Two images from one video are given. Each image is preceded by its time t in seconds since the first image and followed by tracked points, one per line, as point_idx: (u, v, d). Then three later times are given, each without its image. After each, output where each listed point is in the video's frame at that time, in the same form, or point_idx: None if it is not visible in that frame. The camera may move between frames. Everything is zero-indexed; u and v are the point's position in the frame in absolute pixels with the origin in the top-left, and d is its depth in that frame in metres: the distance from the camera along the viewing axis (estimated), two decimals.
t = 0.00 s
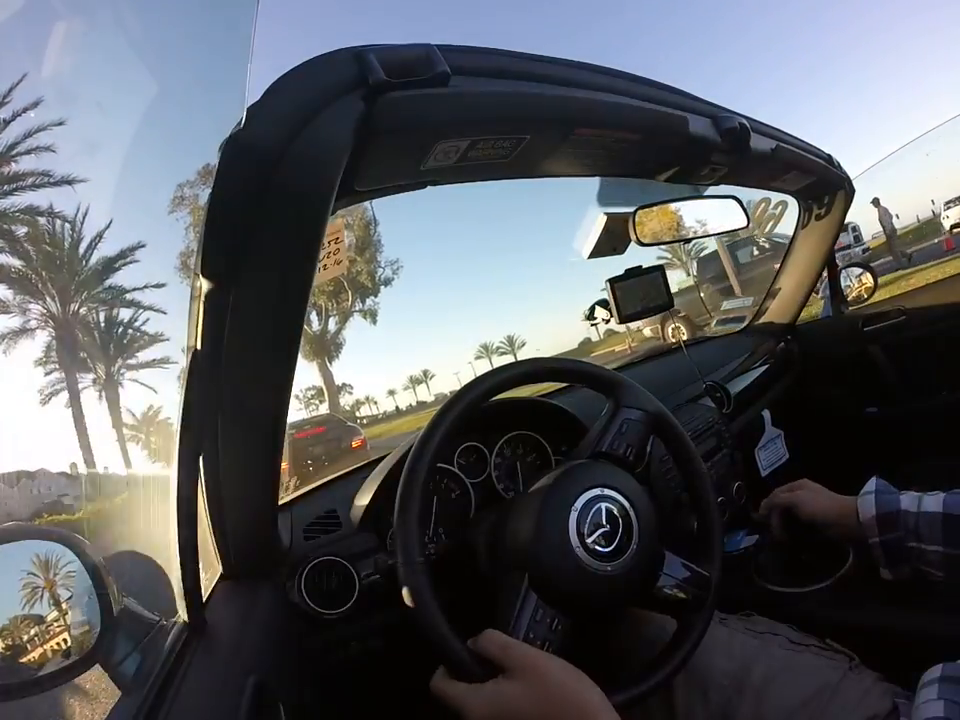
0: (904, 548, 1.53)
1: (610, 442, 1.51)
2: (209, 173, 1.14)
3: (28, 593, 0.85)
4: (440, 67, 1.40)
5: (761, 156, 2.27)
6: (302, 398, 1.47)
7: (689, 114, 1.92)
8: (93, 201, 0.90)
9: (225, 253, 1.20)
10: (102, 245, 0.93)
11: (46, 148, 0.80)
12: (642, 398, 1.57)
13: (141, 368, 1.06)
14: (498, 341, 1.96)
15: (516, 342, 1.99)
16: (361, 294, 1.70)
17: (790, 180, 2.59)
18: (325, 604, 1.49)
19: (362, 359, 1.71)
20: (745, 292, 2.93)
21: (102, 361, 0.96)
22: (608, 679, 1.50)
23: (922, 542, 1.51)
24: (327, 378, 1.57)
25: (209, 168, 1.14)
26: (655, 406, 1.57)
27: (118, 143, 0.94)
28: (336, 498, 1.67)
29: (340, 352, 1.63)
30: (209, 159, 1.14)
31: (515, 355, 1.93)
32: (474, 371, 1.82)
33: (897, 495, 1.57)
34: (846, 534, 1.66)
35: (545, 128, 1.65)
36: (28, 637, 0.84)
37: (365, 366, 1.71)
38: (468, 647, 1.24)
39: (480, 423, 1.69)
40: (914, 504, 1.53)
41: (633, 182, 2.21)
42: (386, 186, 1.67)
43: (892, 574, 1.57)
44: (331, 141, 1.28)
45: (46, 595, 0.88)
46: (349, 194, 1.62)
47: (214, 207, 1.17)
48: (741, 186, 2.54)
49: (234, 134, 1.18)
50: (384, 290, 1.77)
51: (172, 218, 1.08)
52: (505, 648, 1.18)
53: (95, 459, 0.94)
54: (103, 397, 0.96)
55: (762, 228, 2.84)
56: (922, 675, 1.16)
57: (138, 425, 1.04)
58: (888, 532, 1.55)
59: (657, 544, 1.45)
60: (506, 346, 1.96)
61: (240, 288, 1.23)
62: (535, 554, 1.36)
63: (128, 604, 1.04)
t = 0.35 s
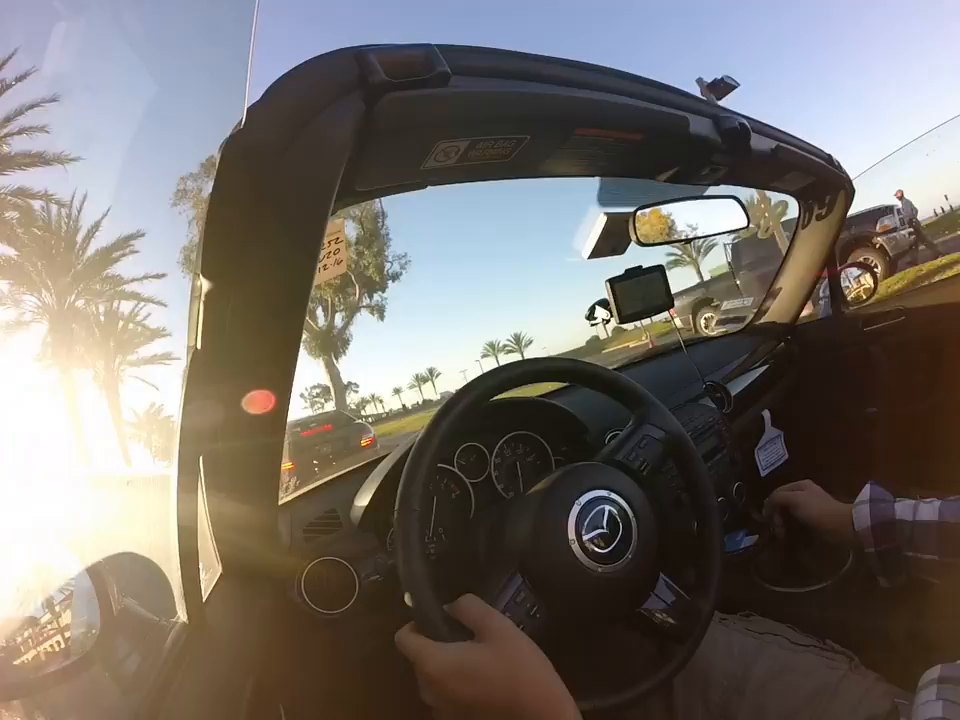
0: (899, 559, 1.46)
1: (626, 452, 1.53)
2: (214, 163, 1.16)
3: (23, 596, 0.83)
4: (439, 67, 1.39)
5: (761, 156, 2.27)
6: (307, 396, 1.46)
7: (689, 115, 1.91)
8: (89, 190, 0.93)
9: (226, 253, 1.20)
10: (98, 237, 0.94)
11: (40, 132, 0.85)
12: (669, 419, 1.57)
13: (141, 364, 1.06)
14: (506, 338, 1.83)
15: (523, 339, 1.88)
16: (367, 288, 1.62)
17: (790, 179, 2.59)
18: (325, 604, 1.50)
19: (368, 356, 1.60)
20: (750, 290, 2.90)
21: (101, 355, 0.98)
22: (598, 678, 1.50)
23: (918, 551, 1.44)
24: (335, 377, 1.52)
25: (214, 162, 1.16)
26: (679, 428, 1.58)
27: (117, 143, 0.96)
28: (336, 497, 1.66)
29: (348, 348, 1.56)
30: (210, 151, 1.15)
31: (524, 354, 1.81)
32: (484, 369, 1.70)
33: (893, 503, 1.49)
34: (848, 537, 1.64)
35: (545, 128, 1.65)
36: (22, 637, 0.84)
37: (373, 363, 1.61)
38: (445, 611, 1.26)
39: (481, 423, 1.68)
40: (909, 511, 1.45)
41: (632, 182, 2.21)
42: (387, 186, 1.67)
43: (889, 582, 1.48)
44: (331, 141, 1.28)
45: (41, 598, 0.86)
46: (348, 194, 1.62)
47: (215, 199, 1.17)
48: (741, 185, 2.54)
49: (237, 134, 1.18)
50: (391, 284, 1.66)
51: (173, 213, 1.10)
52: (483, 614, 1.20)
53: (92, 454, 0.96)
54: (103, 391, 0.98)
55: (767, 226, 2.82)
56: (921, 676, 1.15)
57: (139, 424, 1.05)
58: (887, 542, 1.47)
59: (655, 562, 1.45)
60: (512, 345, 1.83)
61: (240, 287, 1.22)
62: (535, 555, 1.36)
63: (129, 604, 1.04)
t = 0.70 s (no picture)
0: (897, 560, 1.46)
1: (646, 473, 1.54)
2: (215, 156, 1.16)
3: (22, 596, 0.84)
4: (440, 67, 1.40)
5: (761, 156, 2.27)
6: (308, 395, 1.46)
7: (689, 115, 1.91)
8: (83, 179, 0.92)
9: (226, 254, 1.20)
10: (93, 226, 0.93)
11: (30, 113, 0.86)
12: (689, 445, 1.58)
13: (140, 360, 1.04)
14: (510, 336, 1.86)
15: (526, 338, 1.90)
16: (371, 284, 1.63)
17: (790, 179, 2.59)
18: (326, 604, 1.51)
19: (370, 355, 1.60)
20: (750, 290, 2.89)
21: (97, 352, 0.96)
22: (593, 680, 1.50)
23: (918, 553, 1.43)
24: (338, 375, 1.53)
25: (214, 154, 1.15)
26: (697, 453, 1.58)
27: (114, 138, 0.96)
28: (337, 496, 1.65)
29: (351, 344, 1.57)
30: (213, 144, 1.15)
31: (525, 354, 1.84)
32: (486, 368, 1.74)
33: (893, 505, 1.50)
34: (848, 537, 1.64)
35: (545, 128, 1.65)
36: (21, 639, 0.85)
37: (373, 362, 1.60)
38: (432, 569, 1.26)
39: (482, 422, 1.68)
40: (909, 514, 1.46)
41: (632, 182, 2.21)
42: (387, 186, 1.68)
43: (889, 584, 1.48)
44: (331, 141, 1.28)
45: (40, 599, 0.87)
46: (348, 194, 1.62)
47: (218, 191, 1.17)
48: (741, 185, 2.54)
49: (235, 134, 1.18)
50: (395, 279, 1.66)
51: (174, 206, 1.08)
52: (460, 561, 1.17)
53: (83, 455, 0.94)
54: (98, 390, 0.97)
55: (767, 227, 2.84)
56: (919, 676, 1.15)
57: (136, 423, 1.04)
58: (885, 544, 1.47)
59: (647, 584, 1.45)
60: (515, 343, 1.86)
61: (240, 288, 1.22)
62: (534, 553, 1.36)
63: (128, 603, 1.03)
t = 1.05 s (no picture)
0: (893, 558, 1.47)
1: (648, 478, 1.54)
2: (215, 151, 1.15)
3: (22, 596, 0.84)
4: (440, 67, 1.39)
5: (761, 156, 2.27)
6: (308, 395, 1.47)
7: (689, 115, 1.91)
8: (78, 167, 0.91)
9: (226, 256, 1.20)
10: (88, 215, 0.92)
11: (20, 95, 0.85)
12: (689, 447, 1.58)
13: (136, 357, 1.03)
14: (510, 336, 1.86)
15: (527, 338, 1.90)
16: (373, 282, 1.63)
17: (790, 179, 2.59)
18: (324, 602, 1.49)
19: (371, 355, 1.61)
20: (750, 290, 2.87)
21: (93, 349, 0.95)
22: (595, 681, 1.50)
23: (919, 555, 1.43)
24: (338, 374, 1.53)
25: (213, 149, 1.14)
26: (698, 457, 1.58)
27: (112, 132, 0.95)
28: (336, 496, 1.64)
29: (351, 343, 1.58)
30: (212, 138, 1.14)
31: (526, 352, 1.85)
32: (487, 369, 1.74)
33: (893, 506, 1.49)
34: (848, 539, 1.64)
35: (545, 128, 1.65)
36: (21, 640, 0.84)
37: (375, 361, 1.61)
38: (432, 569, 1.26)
39: (481, 423, 1.68)
40: (909, 515, 1.46)
41: (632, 182, 2.21)
42: (387, 186, 1.68)
43: (889, 586, 1.48)
44: (330, 141, 1.28)
45: (40, 599, 0.86)
46: (348, 193, 1.62)
47: (220, 193, 1.17)
48: (741, 185, 2.54)
49: (236, 135, 1.17)
50: (397, 276, 1.66)
51: (172, 201, 1.07)
52: (462, 557, 1.17)
53: (74, 454, 0.93)
54: (93, 387, 0.95)
55: (767, 227, 2.83)
56: (919, 676, 1.15)
57: (133, 422, 1.02)
58: (886, 546, 1.47)
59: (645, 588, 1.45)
60: (516, 342, 1.87)
61: (238, 290, 1.21)
62: (533, 552, 1.36)
63: (127, 604, 1.03)
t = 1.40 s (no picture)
0: (894, 558, 1.46)
1: (647, 474, 1.54)
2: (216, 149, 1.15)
3: (22, 596, 0.84)
4: (440, 67, 1.39)
5: (761, 156, 2.27)
6: (307, 395, 1.47)
7: (689, 115, 1.91)
8: (72, 157, 0.90)
9: (226, 256, 1.20)
10: (83, 207, 0.91)
11: (10, 80, 0.87)
12: (686, 442, 1.58)
13: (131, 356, 1.00)
14: (510, 336, 1.86)
15: (528, 337, 1.91)
16: (374, 280, 1.62)
17: (790, 179, 2.59)
18: (324, 603, 1.51)
19: (372, 355, 1.60)
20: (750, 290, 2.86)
21: (90, 348, 0.92)
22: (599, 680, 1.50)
23: (920, 555, 1.43)
24: (339, 373, 1.53)
25: (212, 143, 1.14)
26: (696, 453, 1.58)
27: (113, 131, 0.95)
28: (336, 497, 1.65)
29: (352, 341, 1.57)
30: (210, 134, 1.13)
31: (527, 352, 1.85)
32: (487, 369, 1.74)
33: (894, 506, 1.49)
34: (850, 539, 1.64)
35: (545, 128, 1.65)
36: (22, 639, 0.85)
37: (375, 361, 1.61)
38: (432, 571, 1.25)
39: (482, 423, 1.68)
40: (911, 516, 1.45)
41: (632, 182, 2.21)
42: (387, 186, 1.68)
43: (890, 586, 1.48)
44: (330, 141, 1.28)
45: (40, 600, 0.86)
46: (348, 193, 1.62)
47: (219, 192, 1.16)
48: (741, 185, 2.54)
49: (235, 134, 1.17)
50: (398, 274, 1.66)
51: (171, 197, 1.07)
52: (463, 567, 1.17)
53: (70, 455, 0.92)
54: (88, 386, 0.93)
55: (767, 227, 2.82)
56: (920, 675, 1.15)
57: (130, 423, 1.01)
58: (888, 546, 1.47)
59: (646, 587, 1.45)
60: (516, 342, 1.87)
61: (237, 290, 1.21)
62: (532, 551, 1.36)
63: (127, 605, 1.03)
